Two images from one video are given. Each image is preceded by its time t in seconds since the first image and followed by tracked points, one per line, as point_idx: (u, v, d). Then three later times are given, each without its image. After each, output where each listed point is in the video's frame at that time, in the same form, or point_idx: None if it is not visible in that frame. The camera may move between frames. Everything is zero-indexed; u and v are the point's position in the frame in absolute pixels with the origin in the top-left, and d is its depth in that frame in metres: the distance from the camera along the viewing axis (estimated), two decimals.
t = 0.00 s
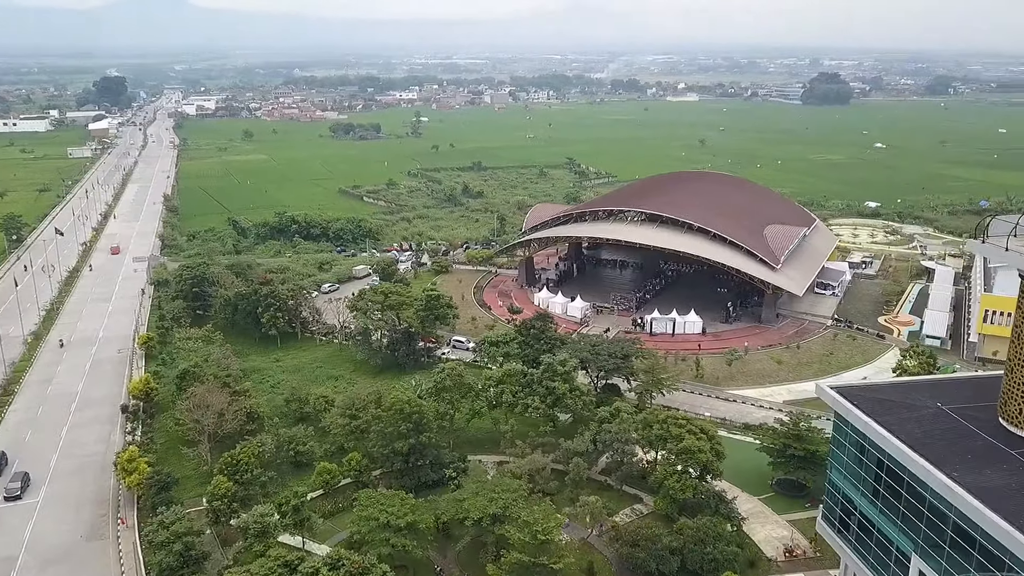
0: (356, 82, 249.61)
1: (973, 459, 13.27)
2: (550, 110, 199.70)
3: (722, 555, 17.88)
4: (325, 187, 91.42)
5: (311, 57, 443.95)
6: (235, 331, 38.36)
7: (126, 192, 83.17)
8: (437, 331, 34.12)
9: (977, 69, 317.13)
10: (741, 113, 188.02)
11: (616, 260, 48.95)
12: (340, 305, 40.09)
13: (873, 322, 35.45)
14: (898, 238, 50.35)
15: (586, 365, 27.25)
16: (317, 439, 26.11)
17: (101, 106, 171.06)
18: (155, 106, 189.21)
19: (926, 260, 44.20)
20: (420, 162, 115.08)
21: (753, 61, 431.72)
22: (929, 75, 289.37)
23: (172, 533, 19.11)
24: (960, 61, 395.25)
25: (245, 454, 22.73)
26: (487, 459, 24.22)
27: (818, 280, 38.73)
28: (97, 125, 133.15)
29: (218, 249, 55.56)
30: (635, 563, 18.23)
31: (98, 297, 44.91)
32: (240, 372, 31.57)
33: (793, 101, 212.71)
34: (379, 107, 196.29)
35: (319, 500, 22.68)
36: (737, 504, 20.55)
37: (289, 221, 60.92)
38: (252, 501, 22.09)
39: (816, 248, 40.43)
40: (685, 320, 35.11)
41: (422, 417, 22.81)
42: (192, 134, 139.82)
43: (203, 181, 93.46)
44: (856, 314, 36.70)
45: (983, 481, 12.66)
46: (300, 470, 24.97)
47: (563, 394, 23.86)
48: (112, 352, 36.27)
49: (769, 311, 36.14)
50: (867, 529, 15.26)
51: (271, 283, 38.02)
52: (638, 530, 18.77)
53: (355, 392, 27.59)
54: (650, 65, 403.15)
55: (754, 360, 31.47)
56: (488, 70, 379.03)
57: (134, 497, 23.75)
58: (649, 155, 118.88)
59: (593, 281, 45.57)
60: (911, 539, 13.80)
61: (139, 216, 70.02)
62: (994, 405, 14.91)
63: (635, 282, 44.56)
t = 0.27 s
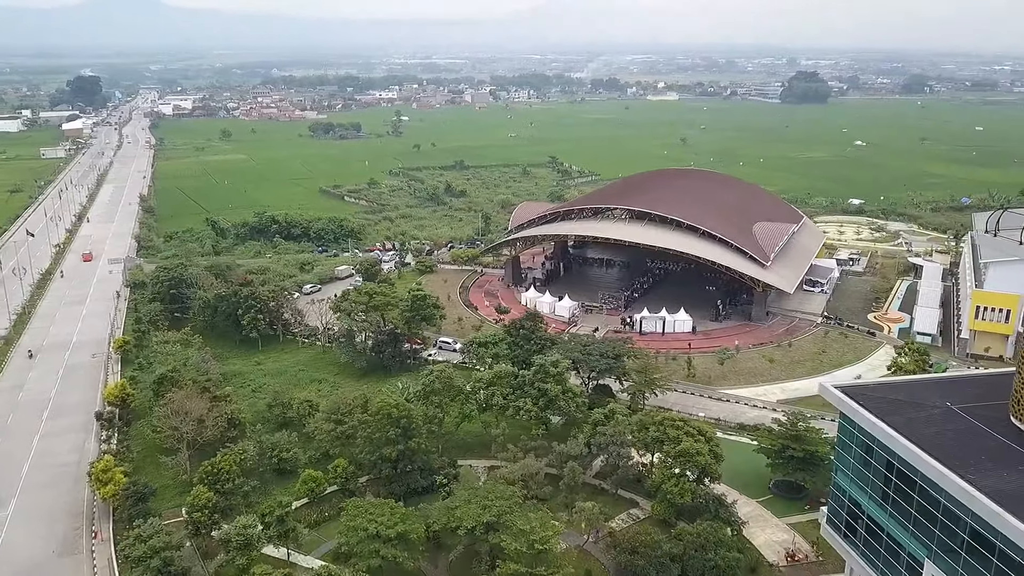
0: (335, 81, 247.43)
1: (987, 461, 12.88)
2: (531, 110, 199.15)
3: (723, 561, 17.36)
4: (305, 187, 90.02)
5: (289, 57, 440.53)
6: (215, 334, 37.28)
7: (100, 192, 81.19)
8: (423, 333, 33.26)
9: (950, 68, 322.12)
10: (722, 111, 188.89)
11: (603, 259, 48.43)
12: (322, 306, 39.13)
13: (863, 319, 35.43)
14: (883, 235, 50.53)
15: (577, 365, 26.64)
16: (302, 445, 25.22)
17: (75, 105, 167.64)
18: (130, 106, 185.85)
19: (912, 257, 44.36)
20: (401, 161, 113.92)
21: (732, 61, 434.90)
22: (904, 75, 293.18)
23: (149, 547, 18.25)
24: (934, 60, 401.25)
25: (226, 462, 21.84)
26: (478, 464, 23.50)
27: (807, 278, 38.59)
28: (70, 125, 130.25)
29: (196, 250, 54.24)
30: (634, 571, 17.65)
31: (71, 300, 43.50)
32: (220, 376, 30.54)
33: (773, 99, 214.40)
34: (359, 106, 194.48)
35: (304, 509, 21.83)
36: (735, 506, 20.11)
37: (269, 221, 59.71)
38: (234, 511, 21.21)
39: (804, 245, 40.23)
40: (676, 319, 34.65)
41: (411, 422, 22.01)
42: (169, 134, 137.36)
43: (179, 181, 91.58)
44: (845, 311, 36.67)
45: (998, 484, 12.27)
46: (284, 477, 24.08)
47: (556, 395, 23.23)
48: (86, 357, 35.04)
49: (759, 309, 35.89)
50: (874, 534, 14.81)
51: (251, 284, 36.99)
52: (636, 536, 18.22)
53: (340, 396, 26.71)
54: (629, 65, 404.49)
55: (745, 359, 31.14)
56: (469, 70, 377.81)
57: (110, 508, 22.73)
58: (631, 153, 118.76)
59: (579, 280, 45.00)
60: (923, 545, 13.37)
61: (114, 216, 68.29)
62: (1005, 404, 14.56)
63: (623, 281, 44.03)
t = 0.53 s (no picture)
0: (314, 81, 245.00)
1: (1004, 464, 12.46)
2: (512, 108, 198.52)
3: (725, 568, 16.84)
4: (285, 186, 88.56)
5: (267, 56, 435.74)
6: (194, 337, 36.16)
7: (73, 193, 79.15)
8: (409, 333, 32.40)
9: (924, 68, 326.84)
10: (703, 110, 189.63)
11: (590, 257, 47.88)
12: (305, 308, 38.15)
13: (853, 317, 35.32)
14: (868, 232, 50.66)
15: (569, 366, 26.00)
16: (285, 452, 24.33)
17: (47, 105, 164.03)
18: (105, 105, 182.32)
19: (899, 254, 44.46)
20: (382, 160, 112.71)
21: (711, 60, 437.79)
22: (880, 74, 296.86)
23: (126, 564, 17.33)
24: (908, 60, 407.00)
25: (206, 471, 20.92)
26: (469, 469, 22.79)
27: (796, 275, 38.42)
28: (42, 125, 127.26)
29: (173, 251, 52.90)
30: None
31: (43, 304, 42.06)
32: (199, 380, 29.50)
33: (753, 98, 215.73)
34: (338, 106, 192.47)
35: (288, 519, 20.99)
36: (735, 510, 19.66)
37: (248, 221, 58.45)
38: (215, 523, 20.31)
39: (793, 242, 40.00)
40: (666, 318, 34.17)
41: (400, 427, 21.21)
42: (145, 134, 134.81)
43: (156, 181, 89.69)
44: (835, 309, 36.55)
45: (1017, 488, 11.84)
46: (267, 485, 23.17)
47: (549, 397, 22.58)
48: (59, 362, 33.78)
49: (749, 306, 35.59)
50: (883, 538, 14.37)
51: (231, 285, 35.94)
52: (636, 543, 17.64)
53: (325, 400, 25.86)
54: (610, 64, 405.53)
55: (738, 358, 30.79)
56: (449, 69, 376.45)
57: (84, 521, 21.69)
58: (614, 152, 118.54)
59: (567, 279, 44.42)
60: (937, 550, 12.93)
61: (89, 218, 66.52)
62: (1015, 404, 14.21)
63: (611, 279, 43.50)
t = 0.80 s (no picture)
0: (293, 80, 242.21)
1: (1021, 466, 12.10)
2: (493, 107, 197.68)
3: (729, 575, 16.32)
4: (264, 185, 87.01)
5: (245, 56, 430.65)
6: (171, 341, 34.99)
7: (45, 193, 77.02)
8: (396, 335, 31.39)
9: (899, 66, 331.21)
10: (683, 109, 190.19)
11: (576, 256, 47.31)
12: (287, 309, 37.12)
13: (843, 314, 35.24)
14: (853, 229, 50.78)
15: (561, 367, 25.35)
16: (268, 458, 23.44)
17: (17, 105, 160.22)
18: (78, 105, 178.56)
19: (885, 251, 44.61)
20: (363, 159, 111.35)
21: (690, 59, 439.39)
22: (856, 73, 300.38)
23: None
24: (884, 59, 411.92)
25: (185, 482, 19.99)
26: (459, 474, 22.09)
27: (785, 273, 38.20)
28: (12, 125, 124.12)
29: (150, 253, 51.48)
30: None
31: (13, 308, 40.56)
32: (177, 386, 28.43)
33: (732, 97, 216.94)
34: (317, 105, 190.33)
35: (272, 530, 20.12)
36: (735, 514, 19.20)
37: (227, 220, 57.13)
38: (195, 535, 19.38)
39: (781, 239, 39.75)
40: (656, 317, 33.73)
41: (390, 433, 20.41)
42: (119, 133, 132.08)
43: (131, 182, 87.67)
44: (825, 306, 36.47)
45: None
46: (249, 494, 22.23)
47: (542, 399, 21.90)
48: (30, 367, 32.47)
49: (739, 304, 35.29)
50: (895, 542, 13.96)
51: (210, 286, 34.87)
52: (636, 550, 17.07)
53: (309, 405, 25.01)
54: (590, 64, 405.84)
55: (730, 357, 30.46)
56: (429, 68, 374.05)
57: (56, 536, 20.66)
58: (597, 150, 118.28)
59: (554, 278, 43.79)
60: (953, 556, 12.52)
61: (61, 218, 64.68)
62: None
63: (598, 278, 42.96)
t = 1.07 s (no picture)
0: (273, 79, 239.47)
1: None
2: (476, 106, 196.67)
3: None
4: (245, 185, 85.48)
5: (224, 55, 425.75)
6: (151, 344, 33.86)
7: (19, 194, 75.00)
8: (384, 336, 30.53)
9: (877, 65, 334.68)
10: (667, 108, 190.43)
11: (565, 254, 46.69)
12: (271, 311, 36.13)
13: (836, 312, 35.12)
14: (842, 227, 50.83)
15: (556, 368, 24.69)
16: (253, 467, 22.54)
17: None
18: (52, 105, 174.93)
19: (874, 249, 44.65)
20: (346, 158, 110.02)
21: (671, 59, 441.06)
22: (834, 72, 302.98)
23: None
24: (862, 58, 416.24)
25: (166, 492, 19.09)
26: (452, 481, 21.37)
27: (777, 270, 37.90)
28: None
29: (128, 254, 50.12)
30: None
31: None
32: (158, 391, 27.37)
33: (715, 95, 217.66)
34: (299, 104, 188.17)
35: (259, 541, 19.27)
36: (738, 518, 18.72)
37: (208, 220, 55.85)
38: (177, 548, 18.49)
39: (772, 236, 39.42)
40: (648, 316, 33.23)
41: (381, 438, 19.65)
42: (96, 133, 129.48)
43: (108, 182, 85.75)
44: (817, 304, 36.35)
45: None
46: (234, 504, 21.32)
47: (537, 401, 21.13)
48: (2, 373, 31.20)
49: (732, 303, 34.94)
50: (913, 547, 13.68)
51: (191, 288, 33.82)
52: (640, 558, 16.53)
53: (295, 410, 24.14)
54: (572, 63, 405.86)
55: (725, 357, 30.07)
56: (411, 68, 372.06)
57: (30, 551, 19.60)
58: (582, 149, 117.85)
59: (543, 277, 43.13)
60: (976, 564, 12.25)
61: (35, 219, 62.91)
62: None
63: (588, 276, 42.37)
